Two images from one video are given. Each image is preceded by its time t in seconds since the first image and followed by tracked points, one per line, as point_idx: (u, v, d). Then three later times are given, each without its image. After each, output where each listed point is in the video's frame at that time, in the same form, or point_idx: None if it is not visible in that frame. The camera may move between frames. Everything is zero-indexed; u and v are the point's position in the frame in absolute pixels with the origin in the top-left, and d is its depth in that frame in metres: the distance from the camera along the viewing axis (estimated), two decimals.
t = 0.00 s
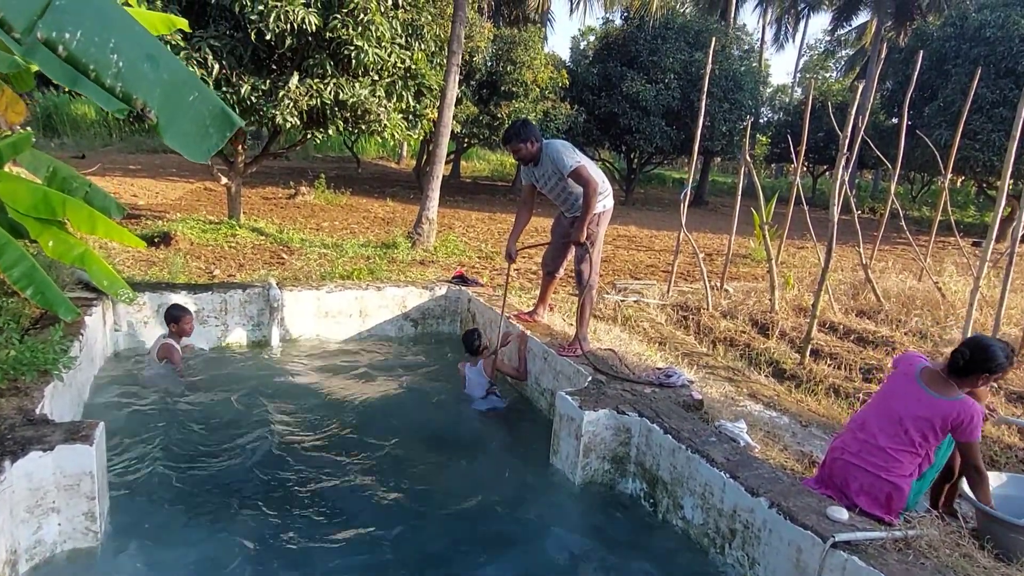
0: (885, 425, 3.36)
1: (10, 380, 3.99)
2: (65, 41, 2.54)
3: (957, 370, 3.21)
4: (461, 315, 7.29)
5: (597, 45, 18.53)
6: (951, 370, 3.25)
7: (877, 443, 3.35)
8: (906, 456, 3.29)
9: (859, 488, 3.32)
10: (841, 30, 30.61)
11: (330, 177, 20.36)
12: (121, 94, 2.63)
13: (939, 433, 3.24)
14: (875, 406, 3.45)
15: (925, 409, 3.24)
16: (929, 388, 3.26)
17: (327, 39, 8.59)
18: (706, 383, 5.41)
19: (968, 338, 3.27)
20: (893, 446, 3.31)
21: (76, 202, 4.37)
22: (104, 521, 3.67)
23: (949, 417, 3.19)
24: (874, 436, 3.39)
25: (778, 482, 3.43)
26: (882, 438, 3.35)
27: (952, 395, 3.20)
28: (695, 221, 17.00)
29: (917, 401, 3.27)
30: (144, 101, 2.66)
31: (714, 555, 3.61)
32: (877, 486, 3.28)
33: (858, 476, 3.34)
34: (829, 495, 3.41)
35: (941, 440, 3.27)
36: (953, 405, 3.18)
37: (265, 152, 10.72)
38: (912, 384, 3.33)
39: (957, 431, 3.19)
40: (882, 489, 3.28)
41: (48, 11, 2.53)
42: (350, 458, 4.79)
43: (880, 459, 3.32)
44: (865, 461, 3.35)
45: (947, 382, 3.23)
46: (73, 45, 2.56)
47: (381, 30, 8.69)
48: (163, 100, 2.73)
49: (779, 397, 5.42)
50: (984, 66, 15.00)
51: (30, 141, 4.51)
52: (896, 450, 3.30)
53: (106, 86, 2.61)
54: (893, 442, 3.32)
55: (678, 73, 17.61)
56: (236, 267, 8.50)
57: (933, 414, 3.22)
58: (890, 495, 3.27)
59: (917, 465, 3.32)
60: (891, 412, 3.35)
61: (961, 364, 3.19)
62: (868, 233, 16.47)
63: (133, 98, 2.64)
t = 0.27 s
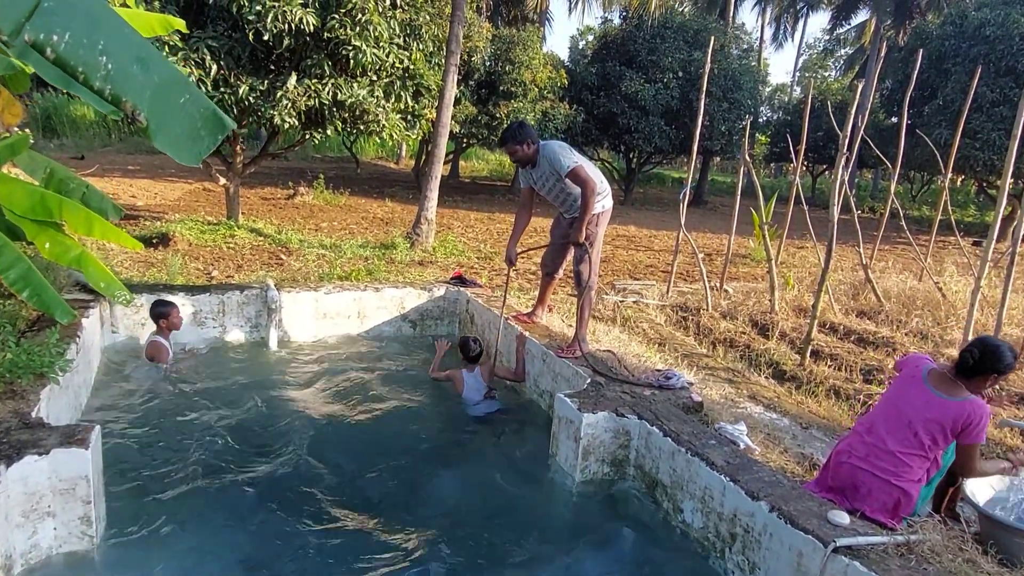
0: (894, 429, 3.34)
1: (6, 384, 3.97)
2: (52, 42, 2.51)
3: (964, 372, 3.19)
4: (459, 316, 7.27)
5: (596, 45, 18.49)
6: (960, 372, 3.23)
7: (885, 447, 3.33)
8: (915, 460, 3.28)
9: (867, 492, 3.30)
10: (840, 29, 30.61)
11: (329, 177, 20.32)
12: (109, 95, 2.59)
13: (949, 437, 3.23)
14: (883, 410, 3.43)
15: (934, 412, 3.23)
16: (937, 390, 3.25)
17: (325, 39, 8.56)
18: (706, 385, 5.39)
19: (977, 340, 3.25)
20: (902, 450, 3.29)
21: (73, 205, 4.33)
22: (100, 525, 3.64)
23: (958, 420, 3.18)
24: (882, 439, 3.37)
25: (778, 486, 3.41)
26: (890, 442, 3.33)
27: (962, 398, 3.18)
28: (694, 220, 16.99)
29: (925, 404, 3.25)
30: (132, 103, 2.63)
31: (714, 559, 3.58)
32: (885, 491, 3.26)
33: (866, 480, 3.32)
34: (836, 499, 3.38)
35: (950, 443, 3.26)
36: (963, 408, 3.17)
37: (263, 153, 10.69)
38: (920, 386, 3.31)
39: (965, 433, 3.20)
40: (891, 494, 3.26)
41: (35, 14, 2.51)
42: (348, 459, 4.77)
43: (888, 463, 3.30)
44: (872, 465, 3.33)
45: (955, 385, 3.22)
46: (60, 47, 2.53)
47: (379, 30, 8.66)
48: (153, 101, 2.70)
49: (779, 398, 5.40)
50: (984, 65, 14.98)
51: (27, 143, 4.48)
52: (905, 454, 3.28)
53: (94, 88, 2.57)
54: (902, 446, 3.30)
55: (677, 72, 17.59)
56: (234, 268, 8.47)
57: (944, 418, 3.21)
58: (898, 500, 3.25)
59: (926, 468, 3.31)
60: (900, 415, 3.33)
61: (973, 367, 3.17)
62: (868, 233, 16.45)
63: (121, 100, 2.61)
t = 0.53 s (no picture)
0: (895, 431, 3.34)
1: (3, 390, 3.95)
2: (44, 54, 2.44)
3: (963, 373, 3.21)
4: (458, 318, 7.26)
5: (594, 45, 18.49)
6: (958, 373, 3.24)
7: (887, 449, 3.33)
8: (917, 462, 3.29)
9: (869, 495, 3.30)
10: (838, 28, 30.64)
11: (327, 178, 20.32)
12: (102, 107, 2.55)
13: (949, 438, 3.26)
14: (883, 412, 3.42)
15: (936, 414, 3.24)
16: (938, 392, 3.26)
17: (323, 41, 8.54)
18: (704, 386, 5.38)
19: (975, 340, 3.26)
20: (904, 453, 3.29)
21: (70, 209, 4.34)
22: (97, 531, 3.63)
23: (959, 421, 3.21)
24: (883, 442, 3.36)
25: (777, 488, 3.40)
26: (892, 444, 3.33)
27: (963, 400, 3.20)
28: (693, 220, 17.00)
29: (927, 407, 3.26)
30: (127, 114, 2.61)
31: (713, 562, 3.58)
32: (888, 494, 3.26)
33: (868, 483, 3.32)
34: (836, 502, 3.37)
35: (950, 444, 3.28)
36: (965, 409, 3.19)
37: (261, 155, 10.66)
38: (921, 388, 3.31)
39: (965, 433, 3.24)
40: (893, 497, 3.27)
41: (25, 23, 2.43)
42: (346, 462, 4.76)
43: (889, 466, 3.31)
44: (873, 469, 3.33)
45: (957, 386, 3.23)
46: (52, 58, 2.46)
47: (376, 31, 8.64)
48: (147, 113, 2.68)
49: (778, 399, 5.40)
50: (981, 64, 14.99)
51: (22, 149, 4.48)
52: (906, 457, 3.29)
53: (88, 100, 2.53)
54: (904, 448, 3.30)
55: (675, 73, 17.59)
56: (232, 270, 8.46)
57: (945, 420, 3.22)
58: (900, 503, 3.26)
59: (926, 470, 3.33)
60: (901, 419, 3.33)
61: (973, 369, 3.17)
62: (866, 232, 16.47)
63: (115, 112, 2.58)
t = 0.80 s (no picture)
0: (895, 435, 3.34)
1: (1, 399, 3.95)
2: (40, 72, 2.44)
3: (963, 376, 3.22)
4: (456, 322, 7.26)
5: (591, 46, 18.50)
6: (958, 377, 3.25)
7: (887, 454, 3.33)
8: (917, 466, 3.29)
9: (869, 500, 3.30)
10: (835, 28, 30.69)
11: (325, 181, 20.32)
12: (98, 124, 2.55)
13: (949, 442, 3.27)
14: (882, 416, 3.42)
15: (936, 419, 3.25)
16: (938, 396, 3.26)
17: (320, 44, 8.54)
18: (703, 389, 5.38)
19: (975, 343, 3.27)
20: (903, 457, 3.30)
21: (68, 216, 4.29)
22: (95, 539, 3.62)
23: (959, 425, 3.23)
24: (883, 446, 3.36)
25: (775, 493, 3.40)
26: (892, 448, 3.33)
27: (964, 404, 3.21)
28: (690, 221, 17.02)
29: (928, 411, 3.26)
30: (122, 131, 2.61)
31: (712, 568, 3.57)
32: (888, 499, 3.27)
33: (868, 487, 3.32)
34: (835, 507, 3.37)
35: (949, 448, 3.30)
36: (965, 413, 3.21)
37: (258, 158, 10.65)
38: (921, 392, 3.32)
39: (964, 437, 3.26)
40: (892, 502, 3.27)
41: (22, 42, 2.44)
42: (345, 468, 4.76)
43: (890, 471, 3.31)
44: (873, 473, 3.33)
45: (957, 390, 3.24)
46: (48, 76, 2.46)
47: (373, 35, 8.64)
48: (143, 128, 2.68)
49: (776, 402, 5.39)
50: (978, 64, 15.00)
51: (21, 156, 4.45)
52: (906, 462, 3.29)
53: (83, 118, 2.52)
54: (904, 452, 3.31)
55: (672, 74, 17.60)
56: (230, 275, 8.45)
57: (946, 424, 3.23)
58: (899, 507, 3.27)
59: (926, 474, 3.33)
60: (902, 423, 3.33)
61: (971, 373, 3.19)
62: (864, 232, 16.50)
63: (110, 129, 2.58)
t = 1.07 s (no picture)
0: (896, 433, 3.36)
1: (3, 402, 3.95)
2: (46, 80, 2.44)
3: (965, 374, 3.25)
4: (455, 323, 7.28)
5: (588, 46, 18.51)
6: (959, 375, 3.28)
7: (888, 451, 3.35)
8: (918, 464, 3.31)
9: (870, 497, 3.31)
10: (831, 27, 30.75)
11: (323, 182, 20.32)
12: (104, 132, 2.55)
13: (950, 439, 3.29)
14: (883, 414, 3.44)
15: (937, 416, 3.27)
16: (940, 394, 3.29)
17: (317, 46, 8.54)
18: (703, 389, 5.40)
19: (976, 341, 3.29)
20: (905, 455, 3.31)
21: (67, 219, 4.27)
22: (98, 543, 3.62)
23: (960, 422, 3.25)
24: (885, 444, 3.38)
25: (776, 493, 3.42)
26: (893, 446, 3.35)
27: (966, 401, 3.24)
28: (688, 220, 17.04)
29: (930, 408, 3.28)
30: (129, 138, 2.61)
31: (714, 567, 3.59)
32: (889, 496, 3.28)
33: (869, 485, 3.33)
34: (836, 504, 3.38)
35: (949, 445, 3.32)
36: (966, 410, 3.23)
37: (256, 160, 10.65)
38: (922, 390, 3.33)
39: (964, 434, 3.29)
40: (894, 499, 3.28)
41: (27, 51, 2.43)
42: (347, 469, 4.77)
43: (891, 468, 3.32)
44: (875, 470, 3.34)
45: (957, 388, 3.27)
46: (54, 84, 2.46)
47: (370, 36, 8.64)
48: (149, 136, 2.69)
49: (776, 401, 5.41)
50: (974, 62, 15.04)
51: (19, 159, 4.44)
52: (908, 459, 3.31)
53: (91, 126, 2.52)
54: (906, 450, 3.32)
55: (669, 73, 17.62)
56: (229, 277, 8.45)
57: (947, 422, 3.25)
58: (900, 504, 3.28)
59: (927, 471, 3.35)
60: (903, 420, 3.34)
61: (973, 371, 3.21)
62: (861, 231, 16.53)
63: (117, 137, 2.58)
